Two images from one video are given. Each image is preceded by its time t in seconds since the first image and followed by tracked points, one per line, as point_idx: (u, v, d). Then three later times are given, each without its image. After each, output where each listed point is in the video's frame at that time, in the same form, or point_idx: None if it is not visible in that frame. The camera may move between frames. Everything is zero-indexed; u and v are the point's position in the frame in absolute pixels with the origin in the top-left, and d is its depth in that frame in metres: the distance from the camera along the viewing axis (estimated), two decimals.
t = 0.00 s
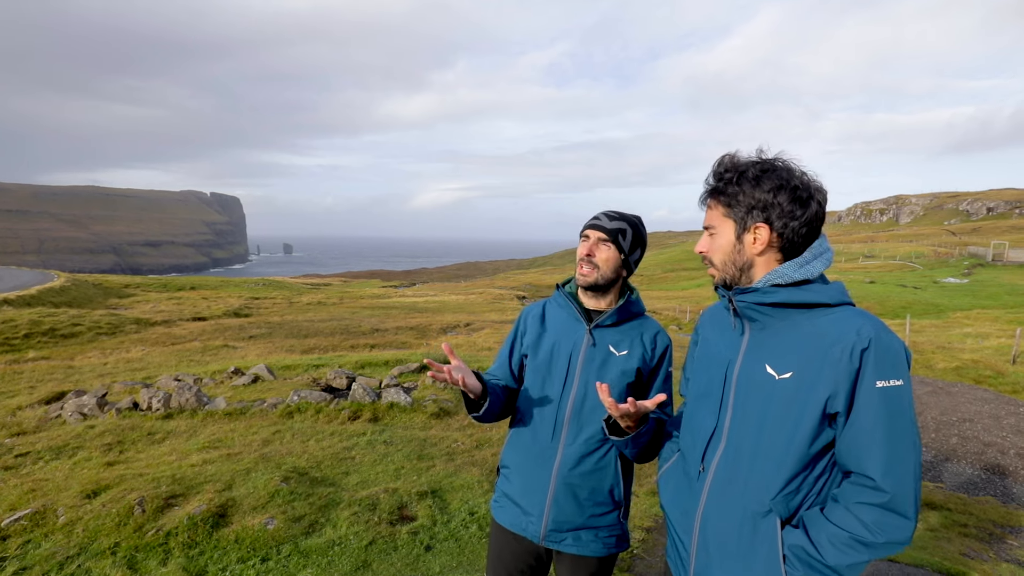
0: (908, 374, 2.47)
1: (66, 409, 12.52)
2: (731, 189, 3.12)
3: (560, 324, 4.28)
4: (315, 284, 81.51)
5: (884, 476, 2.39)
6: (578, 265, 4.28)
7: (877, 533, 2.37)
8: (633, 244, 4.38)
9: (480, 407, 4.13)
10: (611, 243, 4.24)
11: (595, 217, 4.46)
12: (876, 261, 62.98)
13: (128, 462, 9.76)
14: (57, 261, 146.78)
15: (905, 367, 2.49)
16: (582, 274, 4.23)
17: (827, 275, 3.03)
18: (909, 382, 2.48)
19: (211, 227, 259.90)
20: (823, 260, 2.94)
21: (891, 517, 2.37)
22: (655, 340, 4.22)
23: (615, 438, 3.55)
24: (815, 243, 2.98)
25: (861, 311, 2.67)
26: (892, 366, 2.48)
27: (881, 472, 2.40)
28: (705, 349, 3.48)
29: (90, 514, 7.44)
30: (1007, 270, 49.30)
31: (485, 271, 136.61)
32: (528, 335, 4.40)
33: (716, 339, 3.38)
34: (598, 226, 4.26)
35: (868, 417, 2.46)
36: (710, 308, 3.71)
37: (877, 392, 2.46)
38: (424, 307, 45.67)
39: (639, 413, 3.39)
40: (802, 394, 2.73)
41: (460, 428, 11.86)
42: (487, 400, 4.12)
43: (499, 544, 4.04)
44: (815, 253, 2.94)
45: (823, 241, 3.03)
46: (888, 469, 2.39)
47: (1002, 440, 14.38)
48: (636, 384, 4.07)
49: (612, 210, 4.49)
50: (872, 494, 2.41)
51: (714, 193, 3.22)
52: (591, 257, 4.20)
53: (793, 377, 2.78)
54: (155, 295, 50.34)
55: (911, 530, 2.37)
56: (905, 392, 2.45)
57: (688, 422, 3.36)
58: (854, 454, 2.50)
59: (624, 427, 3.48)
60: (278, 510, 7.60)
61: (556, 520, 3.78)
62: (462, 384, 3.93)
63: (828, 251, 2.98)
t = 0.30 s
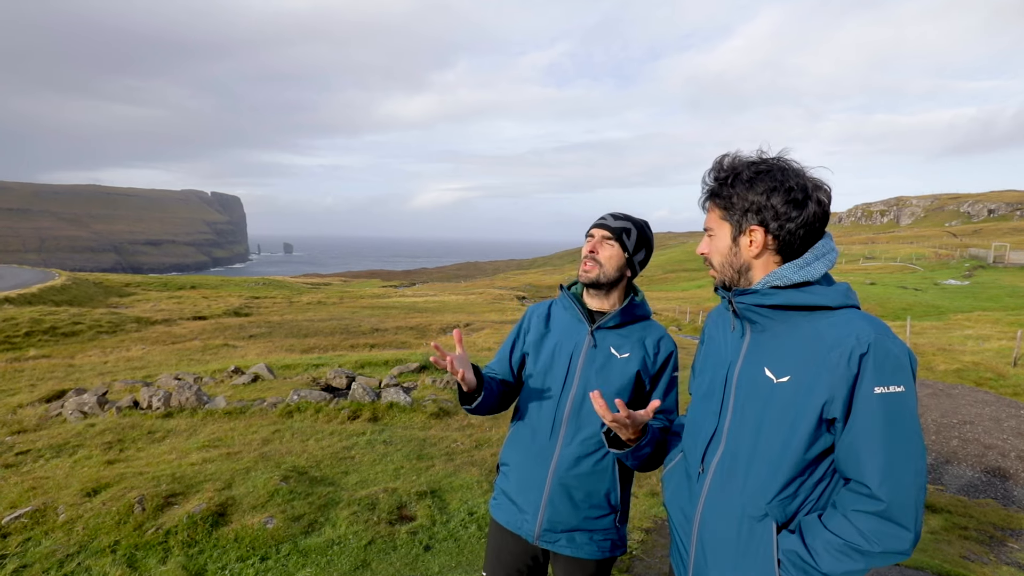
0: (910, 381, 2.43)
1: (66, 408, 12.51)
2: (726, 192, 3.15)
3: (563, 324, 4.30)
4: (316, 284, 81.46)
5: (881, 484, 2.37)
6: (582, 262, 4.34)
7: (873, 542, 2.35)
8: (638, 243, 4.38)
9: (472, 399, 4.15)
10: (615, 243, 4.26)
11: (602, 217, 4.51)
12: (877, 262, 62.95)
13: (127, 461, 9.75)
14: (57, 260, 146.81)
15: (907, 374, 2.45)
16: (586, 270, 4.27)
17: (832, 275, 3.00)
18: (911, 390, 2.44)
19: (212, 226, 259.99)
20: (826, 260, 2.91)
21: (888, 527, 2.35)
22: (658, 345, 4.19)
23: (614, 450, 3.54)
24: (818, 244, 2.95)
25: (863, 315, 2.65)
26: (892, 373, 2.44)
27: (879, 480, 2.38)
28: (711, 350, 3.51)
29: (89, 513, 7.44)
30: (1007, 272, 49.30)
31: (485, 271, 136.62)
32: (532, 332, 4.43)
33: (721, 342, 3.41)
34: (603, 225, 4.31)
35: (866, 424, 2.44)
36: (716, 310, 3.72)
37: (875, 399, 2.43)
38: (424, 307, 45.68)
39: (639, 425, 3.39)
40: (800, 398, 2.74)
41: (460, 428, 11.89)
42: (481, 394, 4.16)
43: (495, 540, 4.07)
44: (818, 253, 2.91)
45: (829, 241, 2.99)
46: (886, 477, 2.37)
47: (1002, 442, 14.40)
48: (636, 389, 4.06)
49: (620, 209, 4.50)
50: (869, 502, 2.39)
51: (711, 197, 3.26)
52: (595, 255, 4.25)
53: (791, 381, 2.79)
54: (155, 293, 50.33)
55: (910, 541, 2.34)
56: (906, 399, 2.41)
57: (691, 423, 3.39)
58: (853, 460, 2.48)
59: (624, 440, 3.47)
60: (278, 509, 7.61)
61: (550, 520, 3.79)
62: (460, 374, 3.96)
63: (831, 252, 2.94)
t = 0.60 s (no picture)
0: (919, 381, 2.41)
1: (67, 409, 12.56)
2: (729, 191, 3.16)
3: (567, 327, 4.32)
4: (316, 285, 81.55)
5: (888, 486, 2.37)
6: (588, 263, 4.36)
7: (882, 545, 2.35)
8: (646, 247, 4.35)
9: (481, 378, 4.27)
10: (622, 244, 4.26)
11: (610, 221, 4.52)
12: (877, 262, 62.91)
13: (129, 462, 9.78)
14: (58, 262, 146.93)
15: (916, 375, 2.44)
16: (591, 271, 4.29)
17: (839, 273, 3.00)
18: (920, 390, 2.42)
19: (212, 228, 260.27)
20: (831, 259, 2.91)
21: (898, 529, 2.35)
22: (661, 350, 4.12)
23: (612, 426, 3.44)
24: (824, 241, 2.94)
25: (870, 315, 2.64)
26: (900, 373, 2.43)
27: (887, 481, 2.38)
28: (715, 349, 3.52)
29: (91, 514, 7.46)
30: (1008, 272, 49.26)
31: (486, 272, 136.66)
32: (537, 332, 4.48)
33: (726, 341, 3.42)
34: (609, 227, 4.34)
35: (873, 425, 2.44)
36: (721, 309, 3.71)
37: (885, 401, 2.42)
38: (425, 308, 45.70)
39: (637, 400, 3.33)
40: (806, 400, 2.73)
41: (461, 428, 11.90)
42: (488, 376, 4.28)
43: (492, 537, 4.11)
44: (823, 252, 2.91)
45: (835, 239, 2.97)
46: (895, 479, 2.37)
47: (1003, 441, 14.40)
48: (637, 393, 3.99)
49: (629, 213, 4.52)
50: (877, 504, 2.39)
51: (714, 195, 3.27)
52: (601, 256, 4.25)
53: (797, 381, 2.79)
54: (155, 295, 50.38)
55: (920, 543, 2.33)
56: (916, 400, 2.40)
57: (696, 423, 3.39)
58: (860, 461, 2.49)
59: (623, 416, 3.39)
60: (279, 510, 7.62)
61: (544, 520, 3.79)
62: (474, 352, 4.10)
63: (836, 250, 2.94)
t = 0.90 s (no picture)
0: (927, 387, 2.42)
1: (67, 409, 12.56)
2: (738, 191, 3.14)
3: (562, 328, 4.32)
4: (316, 285, 81.57)
5: (896, 490, 2.38)
6: (584, 265, 4.37)
7: (888, 548, 2.36)
8: (642, 248, 4.32)
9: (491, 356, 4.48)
10: (618, 245, 4.26)
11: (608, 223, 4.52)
12: (878, 262, 62.89)
13: (129, 462, 9.78)
14: (58, 261, 146.92)
15: (924, 380, 2.44)
16: (586, 272, 4.29)
17: (846, 274, 3.01)
18: (928, 395, 2.43)
19: (212, 228, 260.32)
20: (840, 260, 2.92)
21: (904, 534, 2.36)
22: (656, 353, 4.08)
23: (603, 413, 3.38)
24: (833, 243, 2.95)
25: (880, 318, 2.64)
26: (909, 378, 2.44)
27: (894, 486, 2.38)
28: (721, 349, 3.51)
29: (91, 514, 7.46)
30: (1008, 272, 49.22)
31: (486, 272, 136.59)
32: (531, 330, 4.51)
33: (732, 341, 3.42)
34: (605, 228, 4.34)
35: (882, 430, 2.44)
36: (727, 310, 3.71)
37: (893, 405, 2.42)
38: (425, 308, 45.70)
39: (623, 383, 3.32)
40: (814, 403, 2.73)
41: (461, 428, 11.89)
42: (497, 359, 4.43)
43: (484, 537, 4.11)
44: (832, 253, 2.92)
45: (844, 240, 2.98)
46: (901, 483, 2.38)
47: (1004, 442, 14.38)
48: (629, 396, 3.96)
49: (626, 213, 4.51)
50: (884, 508, 2.40)
51: (724, 193, 3.25)
52: (596, 257, 4.27)
53: (804, 384, 2.79)
54: (155, 295, 50.37)
55: (926, 547, 2.34)
56: (924, 405, 2.40)
57: (702, 424, 3.38)
58: (867, 465, 2.49)
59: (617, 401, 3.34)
60: (279, 510, 7.61)
61: (532, 522, 3.77)
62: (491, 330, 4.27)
63: (845, 250, 2.94)
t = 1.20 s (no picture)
0: (942, 387, 2.42)
1: (69, 409, 12.58)
2: (753, 189, 3.14)
3: (564, 331, 4.33)
4: (317, 285, 81.61)
5: (911, 490, 2.38)
6: (587, 269, 4.36)
7: (902, 548, 2.35)
8: (645, 251, 4.32)
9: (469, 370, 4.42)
10: (621, 248, 4.26)
11: (610, 225, 4.52)
12: (879, 262, 62.84)
13: (130, 461, 9.79)
14: (59, 261, 147.10)
15: (939, 381, 2.44)
16: (590, 277, 4.28)
17: (859, 275, 3.01)
18: (943, 395, 2.43)
19: (213, 228, 260.51)
20: (853, 260, 2.92)
21: (918, 533, 2.36)
22: (657, 360, 4.04)
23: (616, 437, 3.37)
24: (846, 243, 2.96)
25: (893, 318, 2.64)
26: (923, 378, 2.44)
27: (910, 486, 2.38)
28: (730, 350, 3.52)
29: (92, 514, 7.47)
30: (1010, 272, 49.17)
31: (486, 272, 136.64)
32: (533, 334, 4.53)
33: (742, 341, 3.43)
34: (608, 231, 4.33)
35: (896, 429, 2.44)
36: (735, 310, 3.72)
37: (908, 405, 2.42)
38: (425, 308, 45.73)
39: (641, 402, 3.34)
40: (826, 403, 2.73)
41: (461, 428, 11.89)
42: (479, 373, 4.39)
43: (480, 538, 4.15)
44: (845, 253, 2.92)
45: (856, 240, 2.99)
46: (917, 484, 2.37)
47: (1005, 442, 14.36)
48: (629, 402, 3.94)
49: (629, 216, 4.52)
50: (898, 508, 2.40)
51: (738, 191, 3.25)
52: (599, 261, 4.26)
53: (816, 384, 2.79)
54: (156, 295, 50.45)
55: (939, 547, 2.35)
56: (938, 406, 2.40)
57: (711, 425, 3.38)
58: (881, 465, 2.49)
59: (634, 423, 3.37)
60: (280, 510, 7.62)
61: (528, 526, 3.77)
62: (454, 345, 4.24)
63: (859, 252, 2.95)
